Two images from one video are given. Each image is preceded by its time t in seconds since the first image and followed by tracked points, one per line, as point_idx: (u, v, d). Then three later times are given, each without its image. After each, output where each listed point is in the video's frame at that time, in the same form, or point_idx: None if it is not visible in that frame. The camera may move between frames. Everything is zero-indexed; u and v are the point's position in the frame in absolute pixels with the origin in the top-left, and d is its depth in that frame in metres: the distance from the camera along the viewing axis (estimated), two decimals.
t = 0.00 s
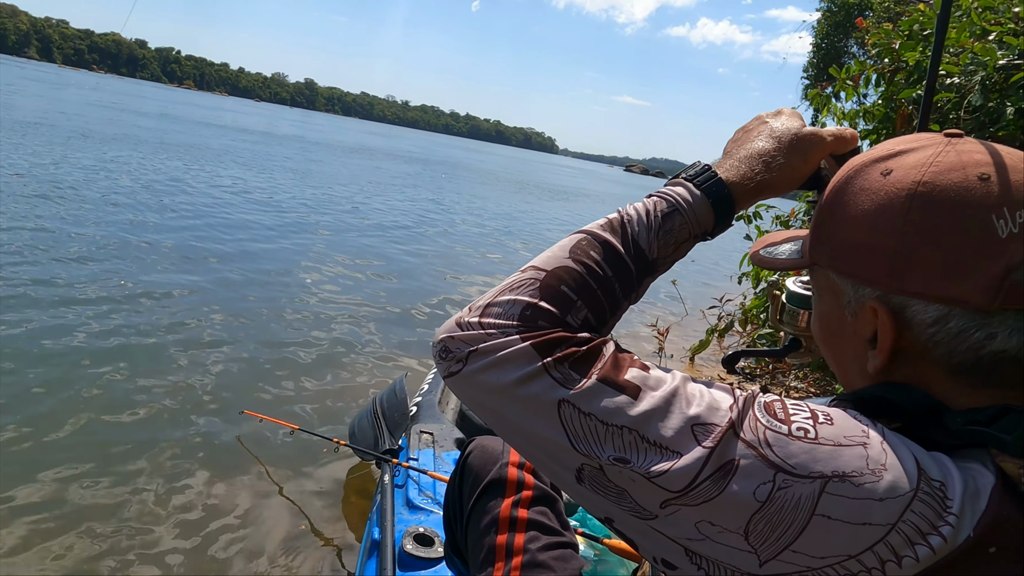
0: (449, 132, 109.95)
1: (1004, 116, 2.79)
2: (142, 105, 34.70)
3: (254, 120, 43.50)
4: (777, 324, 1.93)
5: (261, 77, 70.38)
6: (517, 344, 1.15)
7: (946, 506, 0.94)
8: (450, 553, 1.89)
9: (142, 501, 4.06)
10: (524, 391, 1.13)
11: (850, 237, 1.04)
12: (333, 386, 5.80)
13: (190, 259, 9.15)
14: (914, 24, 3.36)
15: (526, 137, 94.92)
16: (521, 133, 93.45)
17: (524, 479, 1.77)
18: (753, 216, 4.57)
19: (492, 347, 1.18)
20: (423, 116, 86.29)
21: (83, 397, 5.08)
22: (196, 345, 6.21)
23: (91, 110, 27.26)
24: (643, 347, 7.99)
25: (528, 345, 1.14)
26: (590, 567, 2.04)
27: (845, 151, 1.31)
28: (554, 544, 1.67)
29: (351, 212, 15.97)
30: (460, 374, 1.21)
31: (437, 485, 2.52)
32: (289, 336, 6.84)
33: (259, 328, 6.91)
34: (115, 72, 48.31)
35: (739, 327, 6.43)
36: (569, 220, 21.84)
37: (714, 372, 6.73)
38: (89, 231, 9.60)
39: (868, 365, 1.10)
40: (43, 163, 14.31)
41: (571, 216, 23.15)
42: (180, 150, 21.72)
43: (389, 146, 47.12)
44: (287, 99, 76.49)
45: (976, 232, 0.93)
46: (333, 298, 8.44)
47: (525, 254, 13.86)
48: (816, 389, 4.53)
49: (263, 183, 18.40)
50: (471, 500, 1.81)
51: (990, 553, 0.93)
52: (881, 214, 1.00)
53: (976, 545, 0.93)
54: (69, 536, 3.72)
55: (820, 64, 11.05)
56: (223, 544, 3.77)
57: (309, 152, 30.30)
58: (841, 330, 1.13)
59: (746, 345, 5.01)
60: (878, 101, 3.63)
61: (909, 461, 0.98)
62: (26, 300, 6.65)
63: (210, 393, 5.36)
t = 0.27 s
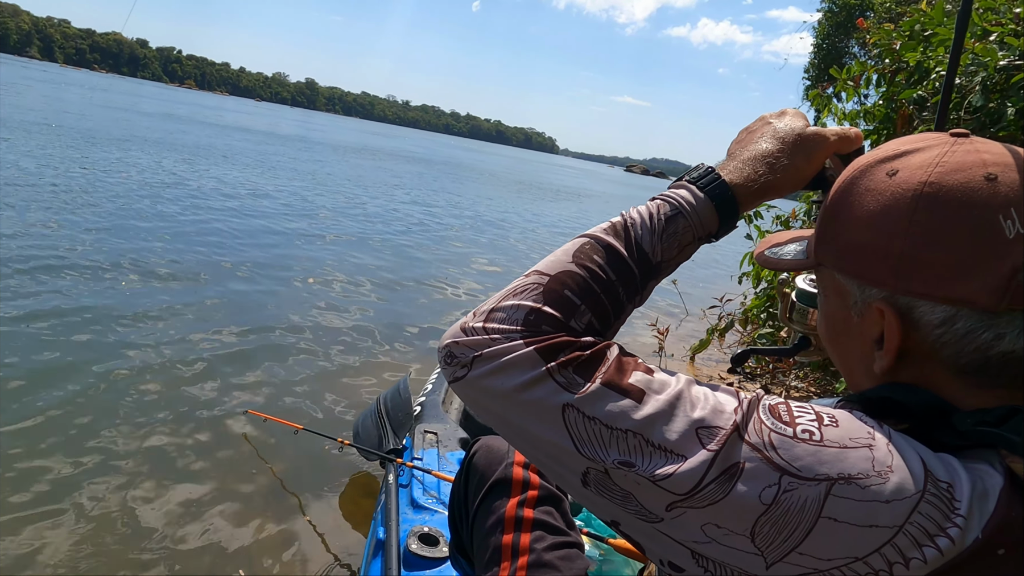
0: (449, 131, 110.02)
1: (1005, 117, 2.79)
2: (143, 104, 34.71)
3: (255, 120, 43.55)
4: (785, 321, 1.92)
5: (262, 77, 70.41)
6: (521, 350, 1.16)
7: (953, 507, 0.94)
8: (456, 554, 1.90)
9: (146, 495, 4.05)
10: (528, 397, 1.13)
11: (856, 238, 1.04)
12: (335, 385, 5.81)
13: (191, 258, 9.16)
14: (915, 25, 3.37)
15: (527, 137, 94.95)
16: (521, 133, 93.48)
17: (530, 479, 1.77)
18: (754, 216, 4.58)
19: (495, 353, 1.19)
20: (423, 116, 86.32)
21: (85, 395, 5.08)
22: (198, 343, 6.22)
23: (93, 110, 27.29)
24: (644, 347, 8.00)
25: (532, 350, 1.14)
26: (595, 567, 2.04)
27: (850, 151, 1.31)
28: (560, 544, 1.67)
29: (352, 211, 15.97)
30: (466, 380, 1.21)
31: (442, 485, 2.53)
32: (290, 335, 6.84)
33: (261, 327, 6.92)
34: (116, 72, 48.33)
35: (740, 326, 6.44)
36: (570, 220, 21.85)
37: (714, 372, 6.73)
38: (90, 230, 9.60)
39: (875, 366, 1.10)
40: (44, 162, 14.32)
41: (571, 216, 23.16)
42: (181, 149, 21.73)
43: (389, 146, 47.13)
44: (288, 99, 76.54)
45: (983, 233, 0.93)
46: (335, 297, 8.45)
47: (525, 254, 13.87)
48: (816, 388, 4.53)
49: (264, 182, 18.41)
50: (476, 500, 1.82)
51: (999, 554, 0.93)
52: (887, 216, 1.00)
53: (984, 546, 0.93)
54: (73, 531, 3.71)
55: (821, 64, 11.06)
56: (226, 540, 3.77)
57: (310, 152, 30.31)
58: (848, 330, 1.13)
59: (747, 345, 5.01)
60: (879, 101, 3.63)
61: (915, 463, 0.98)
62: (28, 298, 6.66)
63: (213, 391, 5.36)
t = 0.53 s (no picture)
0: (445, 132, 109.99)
1: (994, 117, 2.81)
2: (137, 105, 34.60)
3: (250, 120, 43.51)
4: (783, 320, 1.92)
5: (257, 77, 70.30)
6: (514, 349, 1.16)
7: (944, 508, 0.95)
8: (452, 553, 1.90)
9: (140, 497, 4.04)
10: (521, 398, 1.14)
11: (852, 237, 1.05)
12: (330, 385, 5.80)
13: (186, 259, 9.14)
14: (907, 26, 3.38)
15: (522, 138, 95.00)
16: (516, 133, 93.52)
17: (525, 479, 1.77)
18: (747, 216, 4.59)
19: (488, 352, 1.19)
20: (419, 116, 86.30)
21: (80, 396, 5.06)
22: (193, 344, 6.20)
23: (87, 110, 27.21)
24: (639, 347, 8.01)
25: (525, 351, 1.14)
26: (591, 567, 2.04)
27: (846, 148, 1.31)
28: (555, 544, 1.67)
29: (347, 212, 15.96)
30: (460, 381, 1.21)
31: (438, 485, 2.52)
32: (285, 335, 6.82)
33: (256, 327, 6.90)
34: (111, 72, 48.19)
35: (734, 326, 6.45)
36: (565, 220, 21.86)
37: (708, 371, 6.74)
38: (84, 231, 9.57)
39: (870, 365, 1.11)
40: (38, 162, 14.26)
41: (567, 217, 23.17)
42: (176, 150, 21.67)
43: (384, 146, 47.10)
44: (284, 100, 76.41)
45: (979, 233, 0.93)
46: (330, 297, 8.44)
47: (520, 254, 13.87)
48: (810, 387, 4.54)
49: (259, 183, 18.38)
50: (472, 500, 1.82)
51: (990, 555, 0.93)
52: (883, 216, 1.00)
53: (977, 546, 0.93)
54: (67, 534, 3.70)
55: (815, 65, 11.09)
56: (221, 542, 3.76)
57: (305, 153, 30.27)
58: (842, 329, 1.14)
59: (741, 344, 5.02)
60: (872, 102, 3.64)
61: (907, 463, 0.98)
62: (22, 299, 6.63)
63: (207, 392, 5.35)
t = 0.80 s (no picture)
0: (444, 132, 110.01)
1: (989, 118, 2.82)
2: (136, 105, 34.58)
3: (249, 120, 43.49)
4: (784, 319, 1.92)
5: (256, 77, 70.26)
6: (507, 350, 1.16)
7: (937, 508, 0.95)
8: (448, 551, 1.90)
9: (137, 494, 4.03)
10: (514, 399, 1.14)
11: (847, 237, 1.05)
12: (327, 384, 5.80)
13: (184, 258, 9.13)
14: (903, 28, 3.39)
15: (521, 138, 94.99)
16: (515, 134, 93.56)
17: (522, 479, 1.76)
18: (744, 215, 4.59)
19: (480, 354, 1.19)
20: (418, 116, 86.32)
21: (77, 395, 5.05)
22: (191, 342, 6.20)
23: (86, 109, 27.18)
24: (636, 346, 8.02)
25: (518, 353, 1.14)
26: (587, 567, 2.04)
27: (844, 146, 1.30)
28: (551, 543, 1.67)
29: (345, 212, 15.94)
30: (454, 382, 1.21)
31: (436, 485, 2.52)
32: (283, 334, 6.82)
33: (254, 327, 6.90)
34: (109, 72, 48.16)
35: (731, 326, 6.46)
36: (563, 221, 21.87)
37: (706, 371, 6.75)
38: (83, 230, 9.56)
39: (865, 366, 1.11)
40: (36, 162, 14.24)
41: (565, 217, 23.18)
42: (174, 149, 21.66)
43: (383, 146, 47.08)
44: (282, 100, 76.36)
45: (972, 234, 0.93)
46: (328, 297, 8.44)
47: (519, 254, 13.88)
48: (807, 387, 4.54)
49: (258, 182, 18.37)
50: (468, 502, 1.82)
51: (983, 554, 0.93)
52: (878, 215, 1.00)
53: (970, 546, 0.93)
54: (64, 529, 3.69)
55: (813, 66, 11.10)
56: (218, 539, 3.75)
57: (304, 153, 30.25)
58: (838, 329, 1.14)
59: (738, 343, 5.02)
60: (868, 102, 3.65)
61: (898, 463, 0.99)
62: (20, 298, 6.62)
63: (205, 391, 5.34)
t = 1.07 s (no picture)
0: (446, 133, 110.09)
1: (991, 118, 2.81)
2: (138, 106, 34.60)
3: (251, 121, 43.50)
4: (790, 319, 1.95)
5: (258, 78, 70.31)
6: (500, 407, 1.16)
7: (947, 508, 0.95)
8: (452, 552, 1.90)
9: (141, 496, 4.03)
10: (512, 450, 1.13)
11: (862, 239, 1.04)
12: (330, 384, 5.79)
13: (187, 260, 9.13)
14: (905, 28, 3.38)
15: (523, 139, 95.03)
16: (517, 134, 93.63)
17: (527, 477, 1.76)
18: (746, 215, 4.59)
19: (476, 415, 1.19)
20: (420, 117, 86.37)
21: (80, 398, 5.05)
22: (193, 344, 6.19)
23: (88, 111, 27.19)
24: (638, 346, 8.01)
25: (510, 406, 1.14)
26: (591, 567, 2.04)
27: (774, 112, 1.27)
28: (557, 544, 1.67)
29: (347, 212, 15.94)
30: (459, 446, 1.21)
31: (438, 485, 2.51)
32: (285, 335, 6.81)
33: (256, 328, 6.89)
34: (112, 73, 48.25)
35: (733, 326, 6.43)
36: (565, 221, 21.85)
37: (707, 370, 6.74)
38: (84, 232, 9.56)
39: (877, 368, 1.11)
40: (38, 163, 14.25)
41: (567, 217, 23.17)
42: (176, 150, 21.66)
43: (385, 147, 47.12)
44: (285, 101, 76.46)
45: (993, 237, 0.93)
46: (330, 297, 8.44)
47: (520, 255, 13.87)
48: (809, 387, 4.54)
49: (260, 183, 18.38)
50: (472, 501, 1.81)
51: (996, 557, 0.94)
52: (896, 218, 0.99)
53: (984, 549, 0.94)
54: (68, 533, 3.69)
55: (816, 66, 11.08)
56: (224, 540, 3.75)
57: (306, 154, 30.24)
58: (847, 330, 1.14)
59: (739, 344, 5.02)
60: (870, 103, 3.64)
61: (901, 463, 0.98)
62: (22, 301, 6.61)
63: (207, 392, 5.33)
